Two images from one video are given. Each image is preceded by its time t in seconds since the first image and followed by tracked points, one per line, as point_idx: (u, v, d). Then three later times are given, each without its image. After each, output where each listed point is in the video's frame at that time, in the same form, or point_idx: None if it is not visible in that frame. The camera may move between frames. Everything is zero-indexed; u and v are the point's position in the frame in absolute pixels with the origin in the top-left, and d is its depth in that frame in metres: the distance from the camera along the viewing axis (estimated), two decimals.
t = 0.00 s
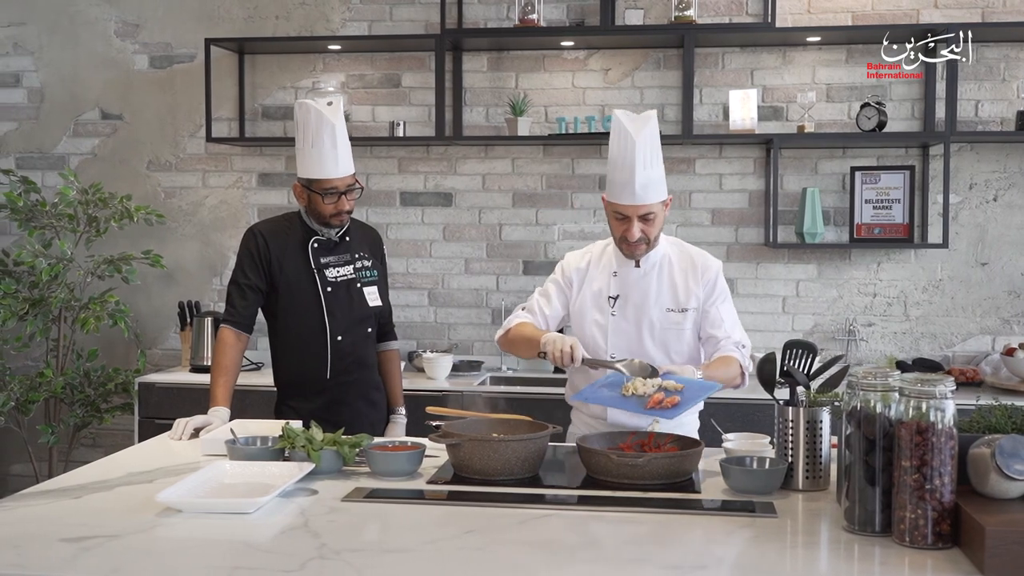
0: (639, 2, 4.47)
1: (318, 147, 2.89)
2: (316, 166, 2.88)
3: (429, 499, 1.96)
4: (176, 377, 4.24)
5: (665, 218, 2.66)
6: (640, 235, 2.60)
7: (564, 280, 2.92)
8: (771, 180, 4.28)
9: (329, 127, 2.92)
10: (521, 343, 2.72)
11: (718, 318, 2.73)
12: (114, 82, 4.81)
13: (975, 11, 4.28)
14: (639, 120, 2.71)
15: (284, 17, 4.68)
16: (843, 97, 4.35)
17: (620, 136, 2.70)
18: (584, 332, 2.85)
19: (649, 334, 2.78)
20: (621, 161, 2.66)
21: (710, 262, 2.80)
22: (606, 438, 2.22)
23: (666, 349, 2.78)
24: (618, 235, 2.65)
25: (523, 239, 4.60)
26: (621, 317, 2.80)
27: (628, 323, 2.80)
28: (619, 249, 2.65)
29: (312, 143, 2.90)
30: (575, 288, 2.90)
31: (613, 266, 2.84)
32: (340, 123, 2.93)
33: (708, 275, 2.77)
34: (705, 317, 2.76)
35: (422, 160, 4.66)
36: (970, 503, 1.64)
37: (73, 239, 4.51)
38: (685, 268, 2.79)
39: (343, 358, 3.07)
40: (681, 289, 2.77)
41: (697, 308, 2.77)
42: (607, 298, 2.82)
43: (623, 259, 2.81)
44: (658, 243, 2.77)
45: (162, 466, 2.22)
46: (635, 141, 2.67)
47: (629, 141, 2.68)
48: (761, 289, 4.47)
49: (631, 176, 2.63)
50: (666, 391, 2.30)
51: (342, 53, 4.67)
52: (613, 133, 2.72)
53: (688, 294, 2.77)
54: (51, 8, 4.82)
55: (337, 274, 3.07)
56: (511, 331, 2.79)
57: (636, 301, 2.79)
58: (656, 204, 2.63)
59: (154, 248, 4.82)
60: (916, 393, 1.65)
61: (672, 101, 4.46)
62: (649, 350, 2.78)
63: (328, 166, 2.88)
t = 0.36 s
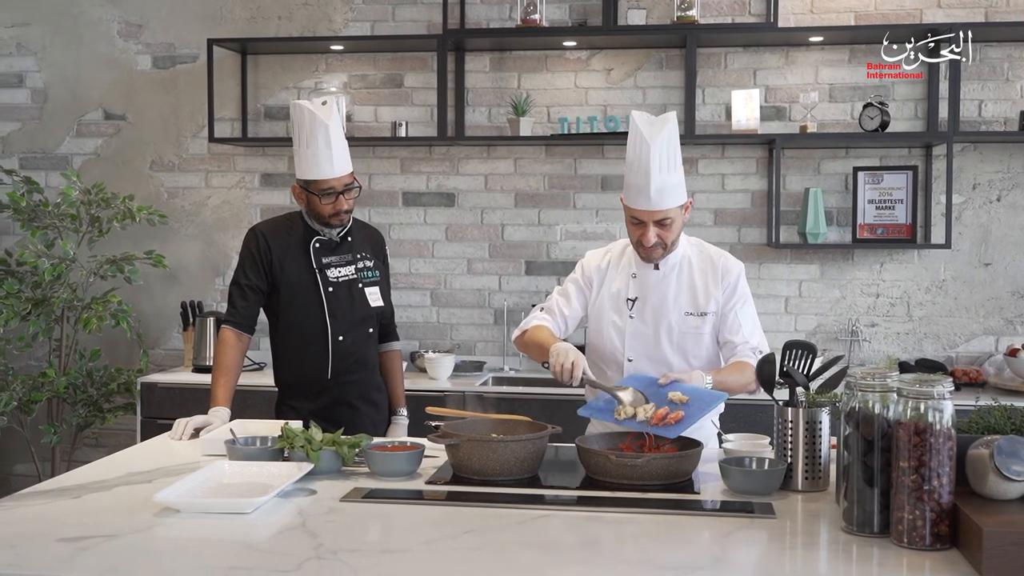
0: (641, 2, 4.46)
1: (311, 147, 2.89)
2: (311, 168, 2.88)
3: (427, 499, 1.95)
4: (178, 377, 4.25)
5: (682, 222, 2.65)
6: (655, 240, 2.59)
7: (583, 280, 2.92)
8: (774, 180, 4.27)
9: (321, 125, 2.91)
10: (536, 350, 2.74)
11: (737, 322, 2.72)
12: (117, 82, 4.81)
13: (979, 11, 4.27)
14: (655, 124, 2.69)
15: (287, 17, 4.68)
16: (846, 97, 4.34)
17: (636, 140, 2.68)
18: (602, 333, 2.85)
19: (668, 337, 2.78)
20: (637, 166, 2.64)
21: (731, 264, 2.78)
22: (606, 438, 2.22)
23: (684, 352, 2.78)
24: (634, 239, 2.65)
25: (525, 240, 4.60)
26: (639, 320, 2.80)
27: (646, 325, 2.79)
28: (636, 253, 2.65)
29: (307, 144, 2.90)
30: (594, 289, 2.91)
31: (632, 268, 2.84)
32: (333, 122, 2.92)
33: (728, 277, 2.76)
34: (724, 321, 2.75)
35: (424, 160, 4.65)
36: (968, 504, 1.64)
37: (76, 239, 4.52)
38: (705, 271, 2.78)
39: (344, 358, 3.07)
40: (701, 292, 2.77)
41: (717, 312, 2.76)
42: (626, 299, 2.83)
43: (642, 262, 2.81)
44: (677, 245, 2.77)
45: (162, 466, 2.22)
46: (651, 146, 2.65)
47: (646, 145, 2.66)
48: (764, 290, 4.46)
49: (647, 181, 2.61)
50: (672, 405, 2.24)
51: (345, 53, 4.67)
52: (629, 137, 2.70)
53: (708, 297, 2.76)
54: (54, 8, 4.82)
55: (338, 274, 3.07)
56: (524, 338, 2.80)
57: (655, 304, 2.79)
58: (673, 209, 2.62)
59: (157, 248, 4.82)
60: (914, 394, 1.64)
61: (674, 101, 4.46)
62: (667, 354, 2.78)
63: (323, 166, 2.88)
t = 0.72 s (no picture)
0: (644, 2, 4.46)
1: (312, 150, 2.90)
2: (313, 171, 2.89)
3: (426, 500, 1.95)
4: (180, 378, 4.25)
5: (682, 223, 2.65)
6: (657, 242, 2.59)
7: (583, 283, 2.91)
8: (776, 181, 4.27)
9: (323, 127, 2.91)
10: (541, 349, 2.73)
11: (739, 320, 2.71)
12: (120, 83, 4.82)
13: (982, 11, 4.26)
14: (651, 125, 2.69)
15: (290, 18, 4.69)
16: (850, 98, 4.34)
17: (634, 142, 2.68)
18: (604, 335, 2.85)
19: (670, 338, 2.77)
20: (635, 168, 2.64)
21: (732, 263, 2.77)
22: (606, 439, 2.22)
23: (687, 352, 2.77)
24: (635, 242, 2.65)
25: (527, 240, 4.60)
26: (640, 321, 2.80)
27: (648, 327, 2.79)
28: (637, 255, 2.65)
29: (309, 147, 2.91)
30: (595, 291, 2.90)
31: (631, 269, 2.83)
32: (334, 125, 2.93)
33: (729, 276, 2.75)
34: (726, 319, 2.74)
35: (427, 160, 4.66)
36: (966, 505, 1.63)
37: (79, 240, 4.53)
38: (705, 270, 2.77)
39: (343, 362, 3.07)
40: (702, 292, 2.76)
41: (718, 310, 2.75)
42: (626, 301, 2.82)
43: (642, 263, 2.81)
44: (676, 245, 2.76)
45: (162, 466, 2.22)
46: (648, 148, 2.65)
47: (643, 148, 2.66)
48: (767, 290, 4.45)
49: (646, 183, 2.61)
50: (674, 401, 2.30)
51: (347, 54, 4.68)
52: (625, 140, 2.70)
53: (709, 296, 2.75)
54: (58, 9, 4.83)
55: (339, 276, 3.07)
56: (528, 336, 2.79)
57: (656, 305, 2.78)
58: (673, 209, 2.62)
59: (160, 248, 4.83)
60: (913, 395, 1.64)
61: (677, 101, 4.46)
62: (670, 355, 2.77)
63: (325, 168, 2.89)
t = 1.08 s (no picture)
0: (646, 2, 4.45)
1: (317, 149, 2.89)
2: (318, 170, 2.88)
3: (424, 500, 1.95)
4: (182, 378, 4.26)
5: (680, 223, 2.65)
6: (654, 242, 2.59)
7: (585, 284, 2.91)
8: (779, 182, 4.26)
9: (328, 126, 2.91)
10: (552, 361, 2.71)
11: (739, 319, 2.71)
12: (123, 84, 4.83)
13: (984, 11, 4.25)
14: (648, 126, 2.68)
15: (292, 19, 4.69)
16: (852, 98, 4.33)
17: (630, 143, 2.67)
18: (604, 335, 2.85)
19: (670, 338, 2.77)
20: (631, 170, 2.64)
21: (731, 262, 2.77)
22: (604, 439, 2.22)
23: (687, 352, 2.76)
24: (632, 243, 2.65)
25: (529, 241, 4.60)
26: (640, 321, 2.79)
27: (648, 327, 2.79)
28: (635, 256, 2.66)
29: (313, 147, 2.90)
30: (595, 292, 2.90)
31: (631, 269, 2.83)
32: (339, 124, 2.92)
33: (728, 275, 2.75)
34: (725, 319, 2.74)
35: (429, 161, 4.66)
36: (964, 507, 1.63)
37: (82, 240, 4.53)
38: (705, 269, 2.77)
39: (351, 364, 3.07)
40: (701, 292, 2.76)
41: (718, 310, 2.75)
42: (626, 301, 2.82)
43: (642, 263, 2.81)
44: (676, 245, 2.76)
45: (162, 466, 2.23)
46: (644, 149, 2.64)
47: (639, 149, 2.66)
48: (769, 291, 4.45)
49: (641, 185, 2.60)
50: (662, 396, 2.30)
51: (350, 55, 4.68)
52: (622, 141, 2.69)
53: (708, 296, 2.75)
54: (61, 10, 4.84)
55: (345, 277, 3.06)
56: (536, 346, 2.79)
57: (656, 305, 2.78)
58: (669, 210, 2.61)
59: (162, 249, 4.84)
60: (910, 397, 1.64)
61: (679, 102, 4.45)
62: (670, 355, 2.77)
63: (330, 168, 2.88)
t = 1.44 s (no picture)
0: (648, 2, 4.45)
1: (315, 147, 2.89)
2: (317, 167, 2.88)
3: (423, 500, 1.95)
4: (184, 378, 4.26)
5: (674, 224, 2.64)
6: (646, 244, 2.61)
7: (590, 284, 2.91)
8: (781, 182, 4.25)
9: (324, 123, 2.90)
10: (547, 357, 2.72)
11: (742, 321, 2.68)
12: (126, 84, 4.83)
13: (988, 11, 4.24)
14: (639, 127, 2.67)
15: (294, 19, 4.69)
16: (854, 98, 4.32)
17: (621, 146, 2.67)
18: (607, 334, 2.84)
19: (672, 338, 2.75)
20: (621, 172, 2.65)
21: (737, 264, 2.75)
22: (603, 440, 2.21)
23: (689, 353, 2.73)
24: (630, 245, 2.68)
25: (531, 241, 4.59)
26: (642, 321, 2.78)
27: (650, 327, 2.77)
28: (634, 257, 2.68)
29: (312, 144, 2.90)
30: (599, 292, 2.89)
31: (635, 270, 2.82)
32: (336, 119, 2.92)
33: (733, 277, 2.73)
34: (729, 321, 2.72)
35: (431, 161, 4.66)
36: (961, 507, 1.62)
37: (84, 240, 4.54)
38: (709, 271, 2.76)
39: (363, 361, 3.07)
40: (705, 294, 2.74)
41: (721, 312, 2.72)
42: (629, 301, 2.81)
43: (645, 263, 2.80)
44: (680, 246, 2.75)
45: (161, 466, 2.23)
46: (633, 151, 2.63)
47: (629, 151, 2.65)
48: (770, 291, 4.44)
49: (629, 188, 2.61)
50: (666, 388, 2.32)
51: (352, 55, 4.68)
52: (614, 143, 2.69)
53: (712, 298, 2.73)
54: (64, 11, 4.85)
55: (349, 274, 3.06)
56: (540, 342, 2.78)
57: (659, 305, 2.77)
58: (661, 211, 2.61)
59: (165, 248, 4.85)
60: (908, 397, 1.63)
61: (681, 102, 4.45)
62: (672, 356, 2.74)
63: (328, 165, 2.88)
